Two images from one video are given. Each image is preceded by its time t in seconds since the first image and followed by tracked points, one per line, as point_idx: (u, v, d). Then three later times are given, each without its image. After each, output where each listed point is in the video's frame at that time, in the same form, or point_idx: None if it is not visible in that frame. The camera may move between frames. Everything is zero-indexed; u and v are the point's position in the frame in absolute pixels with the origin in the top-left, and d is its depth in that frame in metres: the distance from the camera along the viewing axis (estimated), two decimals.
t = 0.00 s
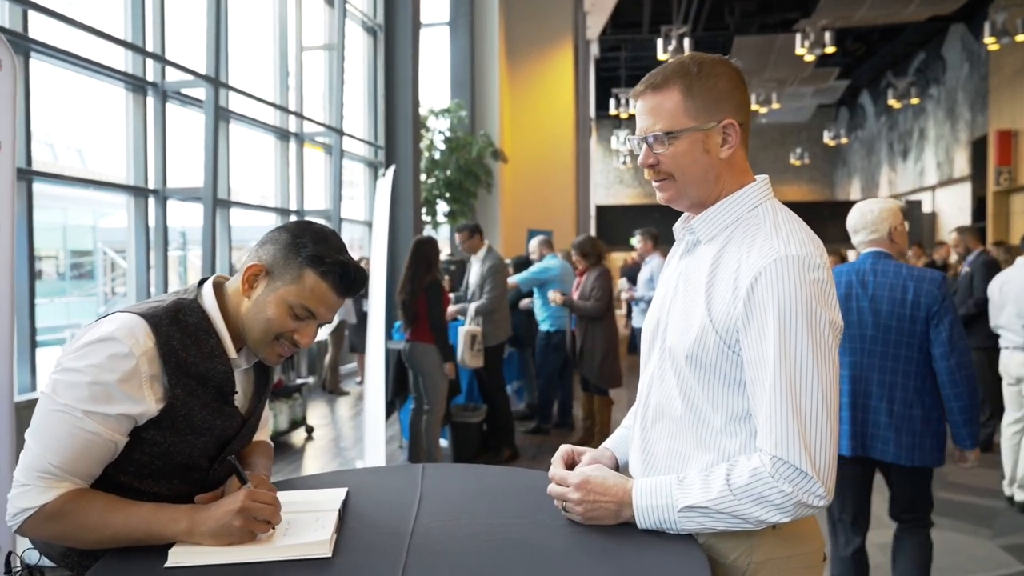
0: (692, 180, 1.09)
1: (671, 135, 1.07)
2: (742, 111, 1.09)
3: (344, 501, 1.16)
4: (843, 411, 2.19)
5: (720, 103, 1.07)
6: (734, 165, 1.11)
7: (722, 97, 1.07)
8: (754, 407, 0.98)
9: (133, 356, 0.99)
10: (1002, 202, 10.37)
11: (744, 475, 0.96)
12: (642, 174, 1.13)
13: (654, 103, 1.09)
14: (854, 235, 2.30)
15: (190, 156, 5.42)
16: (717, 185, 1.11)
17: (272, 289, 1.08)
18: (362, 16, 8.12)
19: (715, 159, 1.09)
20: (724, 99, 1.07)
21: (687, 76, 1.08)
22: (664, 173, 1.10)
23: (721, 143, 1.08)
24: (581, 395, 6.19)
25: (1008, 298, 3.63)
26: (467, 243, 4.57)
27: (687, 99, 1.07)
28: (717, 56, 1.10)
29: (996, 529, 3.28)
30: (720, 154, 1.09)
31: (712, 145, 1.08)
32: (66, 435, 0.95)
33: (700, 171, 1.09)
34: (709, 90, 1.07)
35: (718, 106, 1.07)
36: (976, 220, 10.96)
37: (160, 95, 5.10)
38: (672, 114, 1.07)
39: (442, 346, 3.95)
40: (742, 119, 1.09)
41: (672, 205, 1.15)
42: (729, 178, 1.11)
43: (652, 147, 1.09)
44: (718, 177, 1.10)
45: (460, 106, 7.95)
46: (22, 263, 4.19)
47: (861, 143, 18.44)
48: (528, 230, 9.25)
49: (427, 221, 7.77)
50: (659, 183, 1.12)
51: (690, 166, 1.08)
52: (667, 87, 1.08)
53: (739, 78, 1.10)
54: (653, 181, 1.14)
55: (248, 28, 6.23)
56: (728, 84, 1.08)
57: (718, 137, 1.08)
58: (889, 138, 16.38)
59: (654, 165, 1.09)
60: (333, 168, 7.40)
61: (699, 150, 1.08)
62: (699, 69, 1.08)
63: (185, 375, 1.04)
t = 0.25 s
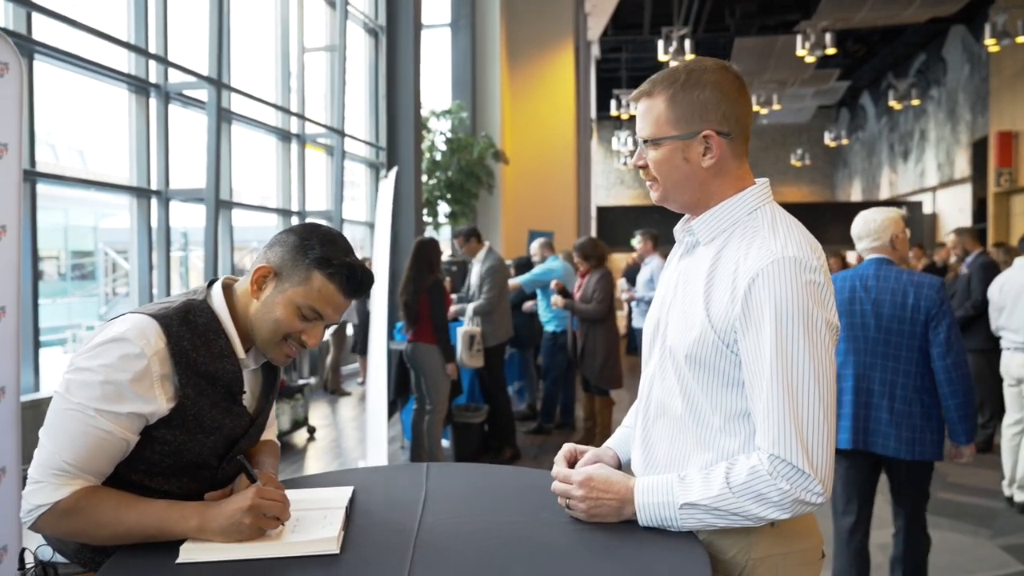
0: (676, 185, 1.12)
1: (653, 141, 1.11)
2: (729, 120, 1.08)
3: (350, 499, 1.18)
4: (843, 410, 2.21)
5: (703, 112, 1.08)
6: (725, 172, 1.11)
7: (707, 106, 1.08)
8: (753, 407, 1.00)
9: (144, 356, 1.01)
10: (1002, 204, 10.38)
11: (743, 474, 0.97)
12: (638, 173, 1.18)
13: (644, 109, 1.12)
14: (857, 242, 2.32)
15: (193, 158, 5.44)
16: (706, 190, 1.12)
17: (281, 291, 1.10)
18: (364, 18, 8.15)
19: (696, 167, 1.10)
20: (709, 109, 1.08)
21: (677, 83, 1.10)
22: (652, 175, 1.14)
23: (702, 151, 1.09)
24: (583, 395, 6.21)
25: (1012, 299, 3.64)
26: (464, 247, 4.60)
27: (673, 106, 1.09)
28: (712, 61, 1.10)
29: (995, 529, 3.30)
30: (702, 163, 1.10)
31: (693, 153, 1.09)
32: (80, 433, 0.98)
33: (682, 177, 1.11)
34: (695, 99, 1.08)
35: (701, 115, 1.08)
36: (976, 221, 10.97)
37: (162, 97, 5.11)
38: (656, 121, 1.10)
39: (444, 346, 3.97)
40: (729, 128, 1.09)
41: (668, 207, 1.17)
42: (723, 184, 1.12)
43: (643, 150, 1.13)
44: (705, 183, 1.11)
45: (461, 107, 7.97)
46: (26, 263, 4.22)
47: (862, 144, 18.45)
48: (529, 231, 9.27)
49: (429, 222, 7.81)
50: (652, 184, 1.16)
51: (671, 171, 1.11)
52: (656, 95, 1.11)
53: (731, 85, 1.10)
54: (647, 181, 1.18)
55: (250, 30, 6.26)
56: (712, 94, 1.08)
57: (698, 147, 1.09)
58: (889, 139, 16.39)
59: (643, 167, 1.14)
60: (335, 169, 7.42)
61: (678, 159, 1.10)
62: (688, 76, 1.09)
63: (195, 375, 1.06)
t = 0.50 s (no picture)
0: (674, 190, 1.15)
1: (651, 148, 1.14)
2: (724, 127, 1.11)
3: (360, 494, 1.21)
4: (856, 401, 2.35)
5: (698, 119, 1.10)
6: (722, 176, 1.14)
7: (702, 113, 1.10)
8: (755, 405, 1.02)
9: (161, 354, 1.04)
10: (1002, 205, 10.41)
11: (746, 471, 1.00)
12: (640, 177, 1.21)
13: (642, 116, 1.16)
14: (873, 242, 2.48)
15: (196, 159, 5.47)
16: (704, 194, 1.15)
17: (293, 291, 1.12)
18: (365, 18, 8.18)
19: (692, 173, 1.13)
20: (704, 116, 1.10)
21: (671, 90, 1.13)
22: (652, 181, 1.18)
23: (697, 158, 1.12)
24: (584, 395, 6.23)
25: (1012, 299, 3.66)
26: (467, 248, 4.64)
27: (669, 113, 1.12)
28: (709, 68, 1.12)
29: (995, 528, 3.32)
30: (697, 169, 1.13)
31: (687, 160, 1.12)
32: (98, 429, 1.00)
33: (678, 182, 1.14)
34: (690, 106, 1.11)
35: (694, 122, 1.11)
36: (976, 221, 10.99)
37: (166, 98, 5.13)
38: (653, 129, 1.14)
39: (447, 346, 3.99)
40: (723, 135, 1.11)
41: (669, 210, 1.20)
42: (722, 188, 1.15)
43: (643, 156, 1.16)
44: (702, 188, 1.14)
45: (463, 108, 8.00)
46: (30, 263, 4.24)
47: (862, 145, 18.48)
48: (530, 232, 9.30)
49: (430, 223, 7.84)
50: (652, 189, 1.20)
51: (667, 177, 1.14)
52: (653, 102, 1.14)
53: (726, 91, 1.12)
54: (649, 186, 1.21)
55: (253, 31, 6.29)
56: (705, 102, 1.10)
57: (692, 153, 1.12)
58: (890, 139, 16.41)
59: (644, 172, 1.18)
60: (336, 169, 7.45)
61: (674, 165, 1.13)
62: (683, 83, 1.12)
63: (210, 374, 1.08)
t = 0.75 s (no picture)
0: (676, 194, 1.18)
1: (653, 154, 1.17)
2: (724, 133, 1.13)
3: (370, 491, 1.23)
4: (864, 393, 2.50)
5: (698, 125, 1.13)
6: (722, 181, 1.16)
7: (703, 119, 1.13)
8: (759, 404, 1.05)
9: (177, 354, 1.07)
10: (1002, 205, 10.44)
11: (749, 468, 1.03)
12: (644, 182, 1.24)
13: (645, 122, 1.18)
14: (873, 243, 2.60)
15: (198, 160, 5.49)
16: (705, 198, 1.18)
17: (304, 291, 1.15)
18: (366, 19, 8.22)
19: (693, 178, 1.16)
20: (704, 122, 1.13)
21: (674, 97, 1.16)
22: (655, 185, 1.20)
23: (697, 163, 1.15)
24: (586, 395, 6.26)
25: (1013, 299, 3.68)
26: (469, 248, 4.68)
27: (670, 119, 1.15)
28: (709, 76, 1.15)
29: (993, 527, 3.35)
30: (698, 174, 1.15)
31: (688, 165, 1.15)
32: (117, 426, 1.03)
33: (680, 186, 1.17)
34: (690, 113, 1.14)
35: (695, 128, 1.13)
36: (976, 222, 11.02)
37: (169, 99, 5.15)
38: (656, 135, 1.16)
39: (449, 346, 4.01)
40: (723, 141, 1.14)
41: (671, 213, 1.23)
42: (723, 192, 1.17)
43: (646, 161, 1.19)
44: (704, 192, 1.17)
45: (464, 109, 8.03)
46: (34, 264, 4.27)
47: (862, 146, 18.51)
48: (531, 232, 9.34)
49: (431, 223, 7.87)
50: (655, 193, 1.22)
51: (669, 182, 1.17)
52: (655, 108, 1.17)
53: (726, 98, 1.14)
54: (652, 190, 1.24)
55: (255, 32, 6.32)
56: (706, 108, 1.13)
57: (693, 159, 1.15)
58: (890, 140, 16.44)
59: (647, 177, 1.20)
60: (338, 170, 7.48)
61: (676, 170, 1.16)
62: (685, 89, 1.15)
63: (225, 373, 1.11)
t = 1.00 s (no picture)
0: (680, 196, 1.21)
1: (659, 156, 1.19)
2: (727, 137, 1.16)
3: (380, 486, 1.26)
4: (855, 390, 2.64)
5: (702, 128, 1.16)
6: (725, 184, 1.19)
7: (708, 123, 1.16)
8: (759, 401, 1.08)
9: (194, 353, 1.10)
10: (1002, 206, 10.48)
11: (751, 463, 1.05)
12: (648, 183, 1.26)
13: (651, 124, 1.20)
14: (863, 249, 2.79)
15: (201, 161, 5.51)
16: (709, 199, 1.20)
17: (317, 291, 1.18)
18: (367, 20, 8.24)
19: (696, 180, 1.19)
20: (707, 126, 1.16)
21: (679, 100, 1.18)
22: (659, 187, 1.23)
23: (701, 165, 1.17)
24: (586, 395, 6.29)
25: (1013, 298, 3.71)
26: (470, 249, 4.71)
27: (675, 122, 1.17)
28: (713, 81, 1.18)
29: (992, 525, 3.38)
30: (701, 176, 1.18)
31: (692, 168, 1.18)
32: (136, 423, 1.06)
33: (684, 188, 1.19)
34: (694, 117, 1.16)
35: (700, 132, 1.16)
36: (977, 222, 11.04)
37: (172, 100, 5.18)
38: (662, 137, 1.19)
39: (452, 346, 4.03)
40: (726, 144, 1.17)
41: (675, 214, 1.26)
42: (726, 194, 1.20)
43: (652, 162, 1.22)
44: (707, 194, 1.20)
45: (465, 109, 8.05)
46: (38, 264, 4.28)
47: (862, 146, 18.53)
48: (532, 233, 9.36)
49: (433, 223, 7.88)
50: (658, 195, 1.25)
51: (673, 183, 1.20)
52: (660, 112, 1.19)
53: (730, 102, 1.17)
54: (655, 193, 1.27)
55: (256, 33, 6.34)
56: (710, 112, 1.16)
57: (697, 161, 1.17)
58: (890, 140, 16.45)
59: (652, 178, 1.23)
60: (339, 170, 7.50)
61: (680, 172, 1.18)
62: (690, 93, 1.18)
63: (239, 371, 1.14)
